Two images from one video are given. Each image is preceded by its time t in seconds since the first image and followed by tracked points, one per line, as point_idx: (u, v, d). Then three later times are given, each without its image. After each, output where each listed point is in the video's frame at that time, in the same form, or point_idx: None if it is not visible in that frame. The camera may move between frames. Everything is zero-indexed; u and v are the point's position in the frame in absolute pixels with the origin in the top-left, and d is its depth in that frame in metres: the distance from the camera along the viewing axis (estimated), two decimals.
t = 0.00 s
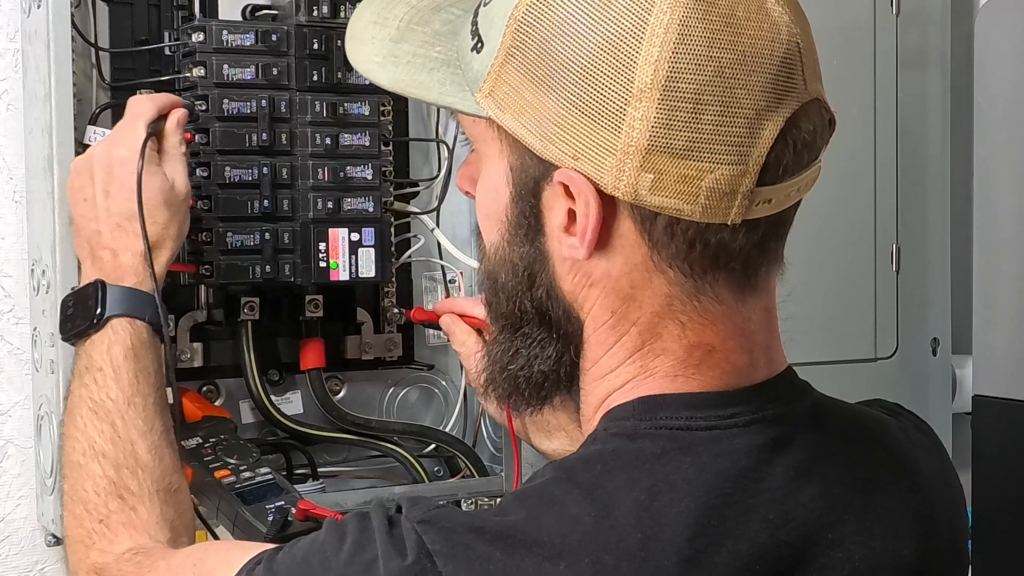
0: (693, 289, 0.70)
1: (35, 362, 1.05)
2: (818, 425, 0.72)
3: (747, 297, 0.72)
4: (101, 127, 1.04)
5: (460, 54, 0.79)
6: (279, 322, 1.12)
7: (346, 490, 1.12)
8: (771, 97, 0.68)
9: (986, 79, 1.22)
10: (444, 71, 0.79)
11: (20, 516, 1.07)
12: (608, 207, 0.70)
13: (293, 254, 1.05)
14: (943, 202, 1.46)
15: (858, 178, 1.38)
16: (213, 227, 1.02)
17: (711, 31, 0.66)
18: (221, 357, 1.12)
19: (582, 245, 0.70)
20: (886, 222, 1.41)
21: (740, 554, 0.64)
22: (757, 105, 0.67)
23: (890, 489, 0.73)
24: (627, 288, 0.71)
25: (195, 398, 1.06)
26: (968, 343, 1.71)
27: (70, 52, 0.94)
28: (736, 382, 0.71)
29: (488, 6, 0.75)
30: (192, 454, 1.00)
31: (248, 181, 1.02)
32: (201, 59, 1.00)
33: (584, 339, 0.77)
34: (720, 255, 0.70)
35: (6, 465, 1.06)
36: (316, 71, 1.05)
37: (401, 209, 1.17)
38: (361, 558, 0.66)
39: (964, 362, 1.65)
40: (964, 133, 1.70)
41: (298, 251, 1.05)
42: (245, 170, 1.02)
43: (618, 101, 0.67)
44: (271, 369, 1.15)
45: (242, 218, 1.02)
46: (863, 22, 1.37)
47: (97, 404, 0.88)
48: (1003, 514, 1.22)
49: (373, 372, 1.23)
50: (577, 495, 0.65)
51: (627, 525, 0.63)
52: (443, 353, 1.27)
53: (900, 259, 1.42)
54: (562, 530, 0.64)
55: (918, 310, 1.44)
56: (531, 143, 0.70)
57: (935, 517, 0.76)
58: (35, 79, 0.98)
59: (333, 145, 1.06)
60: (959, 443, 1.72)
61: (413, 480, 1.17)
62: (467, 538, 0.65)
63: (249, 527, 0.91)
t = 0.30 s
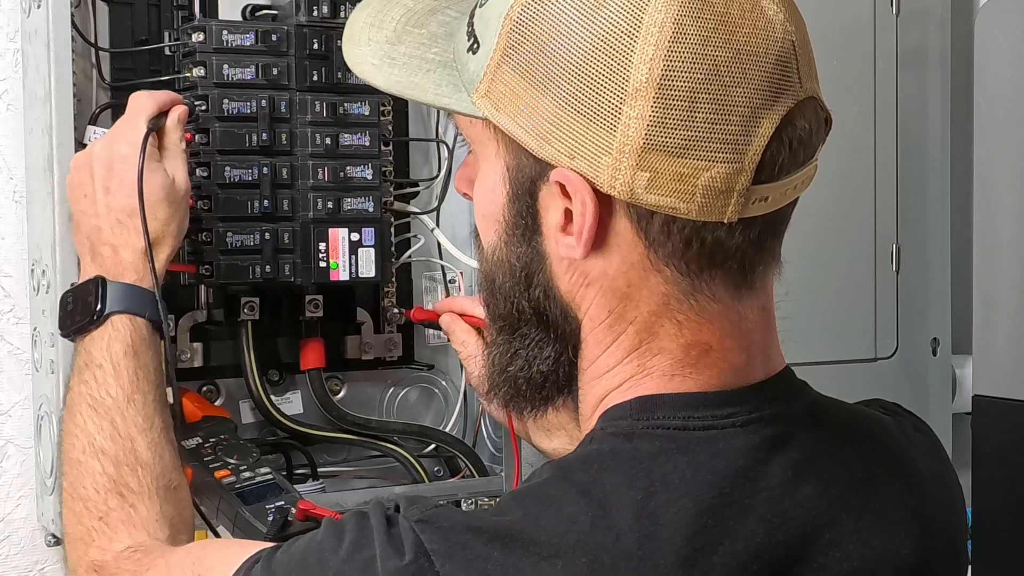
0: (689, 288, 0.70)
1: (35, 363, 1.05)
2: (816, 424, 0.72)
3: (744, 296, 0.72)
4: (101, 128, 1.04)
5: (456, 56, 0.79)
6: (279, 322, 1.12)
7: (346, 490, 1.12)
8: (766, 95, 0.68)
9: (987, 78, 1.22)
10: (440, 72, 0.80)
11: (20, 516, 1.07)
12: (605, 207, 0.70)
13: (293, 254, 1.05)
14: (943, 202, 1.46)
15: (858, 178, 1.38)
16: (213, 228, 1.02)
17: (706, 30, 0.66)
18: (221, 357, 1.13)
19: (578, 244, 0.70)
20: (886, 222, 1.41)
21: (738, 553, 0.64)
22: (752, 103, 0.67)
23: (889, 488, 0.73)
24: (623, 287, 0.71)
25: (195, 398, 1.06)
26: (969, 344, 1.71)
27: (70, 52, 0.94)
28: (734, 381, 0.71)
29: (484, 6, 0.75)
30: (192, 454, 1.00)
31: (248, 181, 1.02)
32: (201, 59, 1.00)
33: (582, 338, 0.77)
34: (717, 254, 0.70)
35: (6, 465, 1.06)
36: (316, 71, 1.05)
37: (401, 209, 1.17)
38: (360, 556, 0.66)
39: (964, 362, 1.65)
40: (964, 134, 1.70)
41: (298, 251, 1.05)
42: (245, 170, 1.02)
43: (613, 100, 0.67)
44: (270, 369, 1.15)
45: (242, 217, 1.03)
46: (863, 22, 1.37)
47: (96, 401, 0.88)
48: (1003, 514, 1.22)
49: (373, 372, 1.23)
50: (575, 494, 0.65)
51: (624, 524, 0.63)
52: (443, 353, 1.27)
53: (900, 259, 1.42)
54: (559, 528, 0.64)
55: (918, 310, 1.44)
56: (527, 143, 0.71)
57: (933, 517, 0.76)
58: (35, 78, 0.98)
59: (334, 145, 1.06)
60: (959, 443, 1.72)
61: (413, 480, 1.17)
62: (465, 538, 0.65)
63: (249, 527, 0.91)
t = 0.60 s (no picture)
0: (688, 287, 0.70)
1: (35, 362, 1.05)
2: (814, 424, 0.72)
3: (742, 295, 0.72)
4: (101, 127, 1.04)
5: (455, 55, 0.79)
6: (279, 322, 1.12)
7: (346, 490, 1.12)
8: (764, 93, 0.68)
9: (987, 78, 1.22)
10: (439, 72, 0.80)
11: (19, 516, 1.07)
12: (603, 205, 0.70)
13: (293, 254, 1.05)
14: (943, 202, 1.46)
15: (858, 178, 1.38)
16: (213, 227, 1.02)
17: (704, 28, 0.66)
18: (221, 357, 1.13)
19: (577, 242, 0.71)
20: (886, 222, 1.41)
21: (737, 552, 0.64)
22: (750, 101, 0.67)
23: (887, 488, 0.73)
24: (622, 286, 0.71)
25: (195, 398, 1.06)
26: (969, 344, 1.71)
27: (70, 52, 0.94)
28: (732, 380, 0.71)
29: (483, 6, 0.75)
30: (192, 454, 1.00)
31: (248, 181, 1.02)
32: (201, 59, 1.00)
33: (580, 337, 0.77)
34: (715, 252, 0.70)
35: (6, 465, 1.06)
36: (316, 71, 1.05)
37: (401, 209, 1.17)
38: (361, 552, 0.66)
39: (964, 362, 1.65)
40: (964, 134, 1.70)
41: (298, 251, 1.05)
42: (245, 170, 1.02)
43: (612, 97, 0.67)
44: (271, 369, 1.15)
45: (242, 217, 1.02)
46: (863, 22, 1.37)
47: (97, 394, 0.88)
48: (1003, 513, 1.22)
49: (373, 372, 1.23)
50: (574, 492, 0.65)
51: (624, 523, 0.63)
52: (443, 353, 1.27)
53: (900, 259, 1.42)
54: (559, 526, 0.64)
55: (918, 310, 1.44)
56: (526, 141, 0.71)
57: (932, 517, 0.76)
58: (35, 78, 0.98)
59: (334, 145, 1.06)
60: (959, 443, 1.72)
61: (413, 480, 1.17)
62: (465, 534, 0.65)
63: (249, 527, 0.91)
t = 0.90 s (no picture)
0: (692, 283, 0.70)
1: (35, 362, 1.05)
2: (817, 423, 0.72)
3: (746, 292, 0.72)
4: (100, 128, 1.04)
5: (459, 59, 0.80)
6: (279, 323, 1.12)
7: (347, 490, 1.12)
8: (763, 84, 0.68)
9: (987, 79, 1.22)
10: (444, 75, 0.80)
11: (20, 516, 1.06)
12: (604, 200, 0.71)
13: (293, 254, 1.05)
14: (943, 202, 1.46)
15: (858, 178, 1.38)
16: (213, 227, 1.02)
17: (701, 20, 0.66)
18: (221, 357, 1.12)
19: (579, 239, 0.71)
20: (886, 222, 1.41)
21: (741, 552, 0.64)
22: (749, 92, 0.67)
23: (889, 488, 0.73)
24: (626, 282, 0.71)
25: (195, 398, 1.06)
26: (969, 344, 1.71)
27: (70, 52, 0.94)
28: (738, 380, 0.71)
29: (486, 7, 0.76)
30: (192, 454, 1.00)
31: (248, 181, 1.02)
32: (201, 59, 1.00)
33: (585, 337, 0.77)
34: (717, 247, 0.70)
35: (6, 465, 1.06)
36: (316, 71, 1.05)
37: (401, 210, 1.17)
38: (366, 550, 0.66)
39: (964, 362, 1.65)
40: (963, 134, 1.70)
41: (298, 251, 1.05)
42: (245, 170, 1.02)
43: (610, 90, 0.67)
44: (271, 370, 1.15)
45: (242, 217, 1.02)
46: (863, 22, 1.37)
47: (99, 388, 0.88)
48: (1003, 513, 1.22)
49: (374, 372, 1.23)
50: (580, 492, 0.65)
51: (630, 523, 0.63)
52: (443, 353, 1.27)
53: (900, 259, 1.42)
54: (565, 526, 0.64)
55: (918, 310, 1.44)
56: (528, 137, 0.71)
57: (934, 517, 0.76)
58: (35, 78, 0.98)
59: (334, 145, 1.06)
60: (959, 443, 1.72)
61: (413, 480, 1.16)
62: (471, 534, 0.65)
63: (249, 526, 0.91)
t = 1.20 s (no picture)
0: (691, 271, 0.70)
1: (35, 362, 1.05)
2: (820, 421, 0.72)
3: (747, 283, 0.72)
4: (100, 128, 1.04)
5: (467, 60, 0.80)
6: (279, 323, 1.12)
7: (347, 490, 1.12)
8: (755, 66, 0.68)
9: (987, 79, 1.22)
10: (451, 75, 0.80)
11: (20, 516, 1.06)
12: (601, 187, 0.71)
13: (293, 254, 1.05)
14: (943, 201, 1.46)
15: (858, 177, 1.38)
16: (213, 227, 1.02)
17: (690, 3, 0.67)
18: (221, 357, 1.12)
19: (577, 227, 0.71)
20: (886, 221, 1.41)
21: (744, 548, 0.64)
22: (740, 73, 0.67)
23: (893, 487, 0.73)
24: (626, 272, 0.71)
25: (195, 398, 1.06)
26: (969, 343, 1.71)
27: (70, 51, 0.94)
28: (739, 377, 0.71)
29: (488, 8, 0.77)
30: (192, 455, 1.00)
31: (248, 181, 1.02)
32: (201, 59, 1.00)
33: (586, 330, 0.77)
34: (715, 233, 0.69)
35: (6, 465, 1.06)
36: (316, 71, 1.05)
37: (401, 209, 1.17)
38: (369, 546, 0.66)
39: (964, 362, 1.65)
40: (963, 134, 1.70)
41: (298, 251, 1.05)
42: (245, 170, 1.02)
43: (601, 74, 0.68)
44: (271, 369, 1.15)
45: (242, 218, 1.03)
46: (863, 22, 1.37)
47: (99, 389, 0.88)
48: (1003, 512, 1.23)
49: (374, 372, 1.23)
50: (582, 488, 0.65)
51: (633, 519, 0.63)
52: (444, 353, 1.27)
53: (901, 258, 1.42)
54: (568, 521, 0.64)
55: (918, 309, 1.45)
56: (524, 126, 0.72)
57: (936, 515, 0.76)
58: (35, 78, 0.98)
59: (334, 145, 1.06)
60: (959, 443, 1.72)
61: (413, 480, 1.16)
62: (474, 528, 0.64)
63: (249, 526, 0.91)
